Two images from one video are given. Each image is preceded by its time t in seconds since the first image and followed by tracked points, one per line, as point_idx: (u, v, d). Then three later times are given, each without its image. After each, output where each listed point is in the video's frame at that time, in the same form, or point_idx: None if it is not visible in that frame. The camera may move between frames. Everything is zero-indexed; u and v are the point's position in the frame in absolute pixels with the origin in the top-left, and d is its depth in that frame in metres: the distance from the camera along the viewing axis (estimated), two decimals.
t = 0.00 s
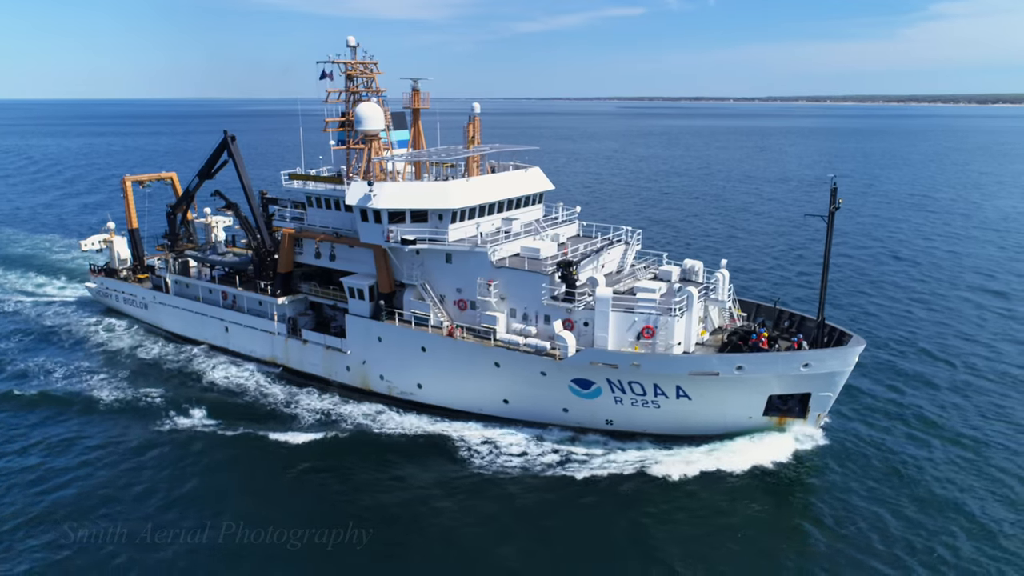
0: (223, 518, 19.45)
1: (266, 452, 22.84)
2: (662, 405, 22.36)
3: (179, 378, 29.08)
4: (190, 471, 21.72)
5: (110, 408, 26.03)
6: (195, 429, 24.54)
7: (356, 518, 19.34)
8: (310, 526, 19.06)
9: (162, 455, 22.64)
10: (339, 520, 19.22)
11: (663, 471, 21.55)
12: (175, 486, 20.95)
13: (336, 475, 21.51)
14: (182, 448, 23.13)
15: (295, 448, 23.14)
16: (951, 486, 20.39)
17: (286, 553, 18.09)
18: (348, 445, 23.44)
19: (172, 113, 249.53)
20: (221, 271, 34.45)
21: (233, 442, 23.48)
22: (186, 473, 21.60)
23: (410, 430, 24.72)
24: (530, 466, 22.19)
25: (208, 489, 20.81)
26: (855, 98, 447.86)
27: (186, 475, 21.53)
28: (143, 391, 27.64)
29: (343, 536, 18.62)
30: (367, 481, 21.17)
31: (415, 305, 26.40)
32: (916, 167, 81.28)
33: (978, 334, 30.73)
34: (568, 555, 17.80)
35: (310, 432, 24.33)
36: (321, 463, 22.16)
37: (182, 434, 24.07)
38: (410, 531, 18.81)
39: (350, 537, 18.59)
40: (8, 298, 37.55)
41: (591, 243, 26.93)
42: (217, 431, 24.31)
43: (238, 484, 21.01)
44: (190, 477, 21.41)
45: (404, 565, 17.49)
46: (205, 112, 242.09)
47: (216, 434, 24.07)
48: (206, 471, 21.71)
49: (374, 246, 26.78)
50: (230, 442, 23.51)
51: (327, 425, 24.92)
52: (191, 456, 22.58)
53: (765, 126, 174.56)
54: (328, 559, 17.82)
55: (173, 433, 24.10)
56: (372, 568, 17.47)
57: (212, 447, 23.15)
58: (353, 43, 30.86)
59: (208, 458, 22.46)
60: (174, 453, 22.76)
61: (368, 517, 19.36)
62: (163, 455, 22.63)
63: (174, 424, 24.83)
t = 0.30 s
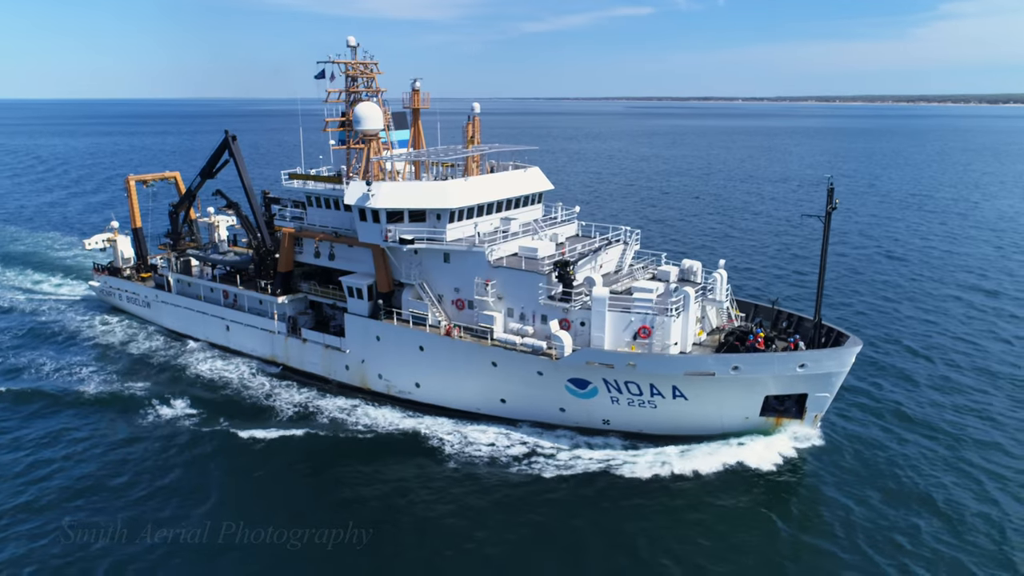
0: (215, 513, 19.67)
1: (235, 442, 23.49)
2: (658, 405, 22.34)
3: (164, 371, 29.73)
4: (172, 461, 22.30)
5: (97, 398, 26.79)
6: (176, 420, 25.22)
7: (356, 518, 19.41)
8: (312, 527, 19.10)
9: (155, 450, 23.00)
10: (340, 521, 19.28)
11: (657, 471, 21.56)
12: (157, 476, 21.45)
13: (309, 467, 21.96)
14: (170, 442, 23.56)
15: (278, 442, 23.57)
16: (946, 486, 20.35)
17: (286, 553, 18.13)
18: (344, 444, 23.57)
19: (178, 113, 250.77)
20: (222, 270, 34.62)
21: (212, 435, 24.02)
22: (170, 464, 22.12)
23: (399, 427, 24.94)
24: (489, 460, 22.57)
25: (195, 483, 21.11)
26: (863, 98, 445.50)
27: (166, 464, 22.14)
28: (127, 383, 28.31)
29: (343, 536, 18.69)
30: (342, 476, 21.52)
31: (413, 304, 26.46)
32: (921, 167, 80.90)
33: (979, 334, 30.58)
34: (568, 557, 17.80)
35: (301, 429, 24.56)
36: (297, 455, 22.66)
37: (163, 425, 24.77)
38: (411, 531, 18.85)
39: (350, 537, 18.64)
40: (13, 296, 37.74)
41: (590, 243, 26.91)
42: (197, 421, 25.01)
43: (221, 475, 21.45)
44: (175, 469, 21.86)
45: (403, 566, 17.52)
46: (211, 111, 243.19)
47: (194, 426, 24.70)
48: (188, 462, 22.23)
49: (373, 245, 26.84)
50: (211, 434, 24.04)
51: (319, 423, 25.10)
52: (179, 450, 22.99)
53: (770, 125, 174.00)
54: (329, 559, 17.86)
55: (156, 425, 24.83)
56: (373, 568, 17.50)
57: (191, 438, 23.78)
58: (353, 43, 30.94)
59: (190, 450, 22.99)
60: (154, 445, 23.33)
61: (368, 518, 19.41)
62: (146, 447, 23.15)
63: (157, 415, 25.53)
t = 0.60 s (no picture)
0: (205, 508, 19.85)
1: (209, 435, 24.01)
2: (655, 404, 22.33)
3: (148, 365, 30.22)
4: (155, 453, 22.77)
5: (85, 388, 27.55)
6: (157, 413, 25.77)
7: (356, 518, 19.30)
8: (312, 526, 19.00)
9: (147, 446, 23.28)
10: (340, 520, 19.19)
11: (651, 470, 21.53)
12: (142, 469, 21.85)
13: (288, 462, 22.26)
14: (160, 438, 23.78)
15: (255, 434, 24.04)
16: (943, 486, 20.25)
17: (286, 553, 18.04)
18: (335, 440, 23.76)
19: (186, 113, 251.88)
20: (224, 269, 34.81)
21: (190, 430, 24.38)
22: (153, 457, 22.55)
23: (386, 423, 25.20)
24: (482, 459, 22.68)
25: (184, 479, 21.30)
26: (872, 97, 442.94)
27: (149, 456, 22.59)
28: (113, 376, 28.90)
29: (343, 536, 18.58)
30: (321, 469, 21.86)
31: (412, 303, 26.51)
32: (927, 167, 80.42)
33: (982, 335, 30.41)
34: (567, 557, 17.67)
35: (290, 425, 24.85)
36: (271, 447, 23.13)
37: (145, 418, 25.32)
38: (411, 531, 18.75)
39: (350, 536, 18.55)
40: (21, 294, 38.01)
41: (589, 243, 26.92)
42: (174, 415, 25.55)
43: (206, 472, 21.68)
44: (159, 465, 22.11)
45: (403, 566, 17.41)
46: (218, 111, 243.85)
47: (172, 419, 25.29)
48: (171, 454, 22.70)
49: (372, 245, 26.95)
50: (190, 430, 24.37)
51: (310, 419, 25.35)
52: (168, 446, 23.24)
53: (777, 125, 173.36)
54: (329, 559, 17.77)
55: (147, 420, 25.15)
56: (373, 568, 17.40)
57: (168, 432, 24.19)
58: (354, 43, 31.08)
59: (172, 443, 23.43)
60: (138, 438, 23.73)
61: (369, 517, 19.33)
62: (130, 440, 23.56)
63: (140, 405, 26.25)
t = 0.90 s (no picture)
0: (198, 504, 20.11)
1: (187, 429, 24.53)
2: (651, 404, 22.34)
3: (137, 360, 30.84)
4: (139, 445, 23.35)
5: (74, 378, 28.48)
6: (140, 404, 26.58)
7: (355, 518, 19.37)
8: (311, 527, 19.06)
9: (143, 443, 23.54)
10: (339, 521, 19.24)
11: (635, 470, 21.60)
12: (125, 460, 22.38)
13: (272, 457, 22.59)
14: (155, 435, 24.09)
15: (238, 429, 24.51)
16: (938, 486, 20.26)
17: (286, 553, 18.10)
18: (313, 434, 24.29)
19: (193, 113, 253.12)
20: (225, 268, 34.99)
21: (172, 423, 24.99)
22: (137, 449, 23.12)
23: (374, 421, 25.36)
24: (469, 456, 22.87)
25: (177, 475, 21.59)
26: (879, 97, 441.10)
27: (133, 448, 23.16)
28: (103, 370, 29.57)
29: (343, 536, 18.65)
30: (303, 462, 22.28)
31: (410, 302, 26.59)
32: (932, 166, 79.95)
33: (982, 335, 30.27)
34: (566, 557, 17.70)
35: (278, 423, 25.08)
36: (257, 443, 23.51)
37: (129, 411, 25.97)
38: (410, 531, 18.80)
39: (350, 537, 18.61)
40: (26, 292, 38.27)
41: (587, 242, 26.93)
42: (161, 409, 26.13)
43: (197, 468, 21.96)
44: (153, 461, 22.39)
45: (403, 566, 17.48)
46: (225, 111, 244.81)
47: (155, 411, 25.98)
48: (154, 446, 23.28)
49: (370, 244, 27.05)
50: (180, 426, 24.76)
51: (300, 418, 25.54)
52: (164, 443, 23.52)
53: (782, 125, 172.68)
54: (329, 560, 17.83)
55: (141, 416, 25.48)
56: (373, 569, 17.47)
57: (153, 425, 24.76)
58: (354, 43, 31.17)
59: (157, 436, 24.01)
60: (123, 431, 24.33)
61: (368, 518, 19.38)
62: (116, 433, 24.15)
63: (123, 396, 27.05)
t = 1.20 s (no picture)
0: (192, 499, 20.25)
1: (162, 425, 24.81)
2: (647, 404, 22.36)
3: (128, 357, 31.14)
4: (124, 439, 23.80)
5: (53, 376, 28.73)
6: (122, 397, 27.17)
7: (356, 518, 19.34)
8: (312, 527, 19.02)
9: (140, 440, 23.67)
10: (339, 521, 19.22)
11: (611, 468, 21.67)
12: (111, 453, 22.82)
13: (255, 453, 22.77)
14: (150, 433, 24.22)
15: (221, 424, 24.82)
16: (934, 485, 20.24)
17: (286, 553, 18.06)
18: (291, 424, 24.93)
19: (199, 113, 253.75)
20: (226, 267, 35.14)
21: (156, 417, 25.45)
22: (123, 442, 23.56)
23: (359, 419, 25.48)
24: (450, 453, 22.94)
25: (171, 471, 21.73)
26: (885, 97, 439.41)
27: (119, 442, 23.59)
28: (93, 367, 29.89)
29: (344, 536, 18.61)
30: (284, 458, 22.50)
31: (407, 302, 26.67)
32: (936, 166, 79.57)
33: (982, 335, 30.14)
34: (569, 558, 17.60)
35: (264, 420, 25.27)
36: (242, 439, 23.71)
37: (113, 402, 26.68)
38: (410, 530, 18.77)
39: (350, 537, 18.57)
40: (29, 291, 38.46)
41: (584, 242, 26.95)
42: (147, 403, 26.63)
43: (191, 464, 22.10)
44: (149, 458, 22.50)
45: (404, 565, 17.45)
46: (230, 112, 245.24)
47: (137, 402, 26.73)
48: (140, 440, 23.70)
49: (368, 244, 27.12)
50: (171, 423, 24.95)
51: (287, 415, 25.67)
52: (160, 440, 23.65)
53: (787, 125, 172.09)
54: (329, 559, 17.79)
55: (138, 414, 25.69)
56: (374, 568, 17.45)
57: (140, 419, 25.20)
58: (353, 43, 31.28)
59: (142, 430, 24.43)
60: (110, 425, 24.77)
61: (368, 518, 19.33)
62: (104, 426, 24.67)
63: (108, 388, 27.82)
